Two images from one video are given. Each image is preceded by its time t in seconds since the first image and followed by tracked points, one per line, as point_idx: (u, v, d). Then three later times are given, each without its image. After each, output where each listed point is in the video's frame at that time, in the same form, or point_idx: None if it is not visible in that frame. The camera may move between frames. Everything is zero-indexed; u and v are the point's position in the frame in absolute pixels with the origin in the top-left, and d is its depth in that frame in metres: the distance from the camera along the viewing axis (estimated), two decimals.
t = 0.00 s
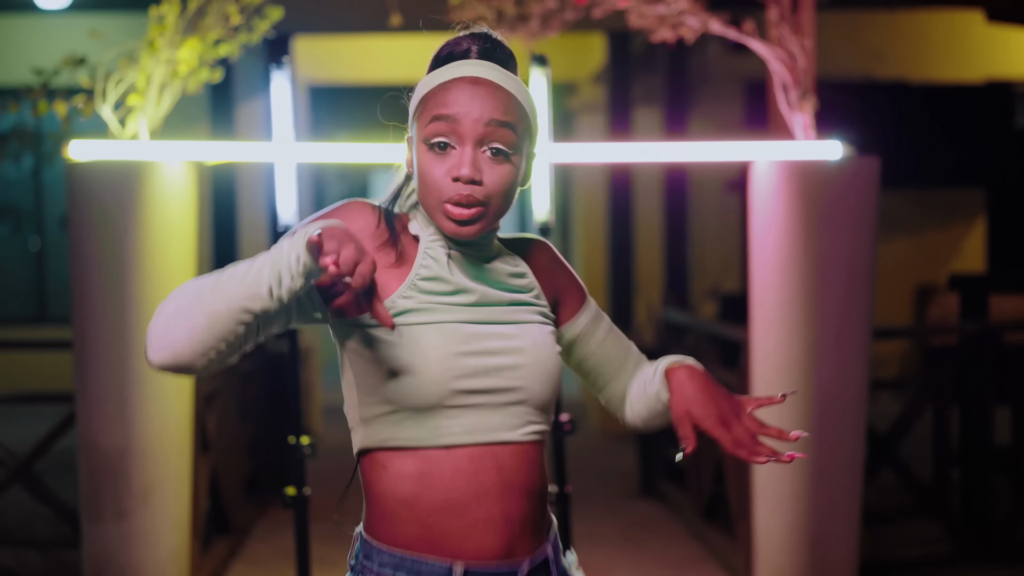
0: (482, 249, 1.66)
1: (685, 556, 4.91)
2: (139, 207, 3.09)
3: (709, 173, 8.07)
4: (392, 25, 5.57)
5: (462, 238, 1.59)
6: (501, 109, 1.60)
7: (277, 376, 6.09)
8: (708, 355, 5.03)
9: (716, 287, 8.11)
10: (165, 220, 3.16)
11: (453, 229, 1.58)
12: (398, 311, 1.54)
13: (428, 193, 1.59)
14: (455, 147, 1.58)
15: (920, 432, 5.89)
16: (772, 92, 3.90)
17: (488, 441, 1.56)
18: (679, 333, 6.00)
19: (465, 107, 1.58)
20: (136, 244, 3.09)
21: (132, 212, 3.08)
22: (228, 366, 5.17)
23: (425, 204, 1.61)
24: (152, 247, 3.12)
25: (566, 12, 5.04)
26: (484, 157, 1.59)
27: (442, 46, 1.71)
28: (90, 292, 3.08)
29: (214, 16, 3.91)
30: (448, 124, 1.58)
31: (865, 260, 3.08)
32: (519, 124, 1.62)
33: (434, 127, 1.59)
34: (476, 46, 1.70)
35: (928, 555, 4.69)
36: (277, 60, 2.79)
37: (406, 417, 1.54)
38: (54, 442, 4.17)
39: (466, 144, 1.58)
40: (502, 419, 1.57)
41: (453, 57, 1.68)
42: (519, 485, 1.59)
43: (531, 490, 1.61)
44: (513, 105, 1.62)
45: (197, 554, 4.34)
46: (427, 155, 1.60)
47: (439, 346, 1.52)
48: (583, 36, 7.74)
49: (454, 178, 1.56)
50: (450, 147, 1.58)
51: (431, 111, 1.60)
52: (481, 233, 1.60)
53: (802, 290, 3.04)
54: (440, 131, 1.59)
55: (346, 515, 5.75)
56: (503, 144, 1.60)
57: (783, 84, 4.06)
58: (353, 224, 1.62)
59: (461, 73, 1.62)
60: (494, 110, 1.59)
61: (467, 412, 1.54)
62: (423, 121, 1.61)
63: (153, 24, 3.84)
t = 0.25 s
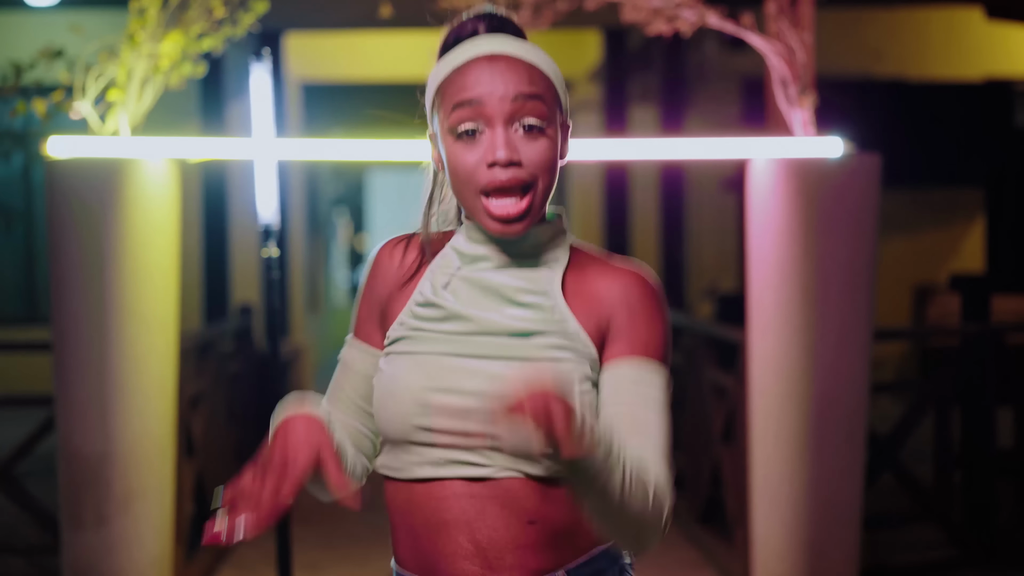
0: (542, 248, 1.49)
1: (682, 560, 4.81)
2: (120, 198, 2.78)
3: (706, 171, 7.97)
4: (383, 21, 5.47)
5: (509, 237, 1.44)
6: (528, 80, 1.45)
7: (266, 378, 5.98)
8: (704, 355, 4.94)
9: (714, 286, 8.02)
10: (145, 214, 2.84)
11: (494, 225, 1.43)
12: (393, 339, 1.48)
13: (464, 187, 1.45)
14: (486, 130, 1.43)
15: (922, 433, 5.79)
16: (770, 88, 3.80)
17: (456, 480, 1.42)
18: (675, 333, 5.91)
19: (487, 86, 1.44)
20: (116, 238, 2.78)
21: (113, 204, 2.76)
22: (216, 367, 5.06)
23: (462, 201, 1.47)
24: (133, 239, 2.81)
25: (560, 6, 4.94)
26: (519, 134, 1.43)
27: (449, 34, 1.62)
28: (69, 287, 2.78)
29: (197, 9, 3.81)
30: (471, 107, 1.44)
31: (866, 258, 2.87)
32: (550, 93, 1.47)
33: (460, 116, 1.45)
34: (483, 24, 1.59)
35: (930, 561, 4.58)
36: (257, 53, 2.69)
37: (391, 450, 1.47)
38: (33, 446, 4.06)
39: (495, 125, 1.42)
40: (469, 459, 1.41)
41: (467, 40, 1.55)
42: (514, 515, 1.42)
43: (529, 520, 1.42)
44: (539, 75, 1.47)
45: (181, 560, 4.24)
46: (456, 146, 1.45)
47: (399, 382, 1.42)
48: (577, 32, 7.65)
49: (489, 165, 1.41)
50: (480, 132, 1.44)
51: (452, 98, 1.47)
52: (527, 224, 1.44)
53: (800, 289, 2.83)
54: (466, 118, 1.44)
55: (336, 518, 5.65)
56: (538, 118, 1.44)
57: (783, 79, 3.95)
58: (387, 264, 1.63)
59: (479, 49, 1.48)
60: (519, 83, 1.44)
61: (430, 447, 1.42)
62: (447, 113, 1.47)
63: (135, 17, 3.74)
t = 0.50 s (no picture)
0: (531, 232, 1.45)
1: (680, 566, 4.71)
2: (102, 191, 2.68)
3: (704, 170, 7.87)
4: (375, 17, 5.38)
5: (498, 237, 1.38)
6: (522, 61, 1.38)
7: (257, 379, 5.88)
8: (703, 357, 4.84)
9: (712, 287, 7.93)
10: (132, 210, 2.74)
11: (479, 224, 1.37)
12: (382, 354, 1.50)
13: (449, 178, 1.39)
14: (474, 115, 1.37)
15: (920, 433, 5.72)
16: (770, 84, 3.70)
17: (438, 486, 1.36)
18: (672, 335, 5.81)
19: (478, 67, 1.37)
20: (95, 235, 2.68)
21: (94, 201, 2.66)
22: (204, 368, 4.96)
23: (449, 193, 1.41)
24: (116, 235, 2.71)
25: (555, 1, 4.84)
26: (510, 120, 1.36)
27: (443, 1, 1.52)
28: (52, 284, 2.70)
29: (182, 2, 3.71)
30: (457, 91, 1.38)
31: (867, 262, 2.80)
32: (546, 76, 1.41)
33: (446, 98, 1.39)
34: None
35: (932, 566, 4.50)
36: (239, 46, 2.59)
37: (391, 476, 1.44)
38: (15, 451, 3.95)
39: (484, 110, 1.36)
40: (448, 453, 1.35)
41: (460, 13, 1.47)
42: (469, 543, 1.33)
43: (481, 547, 1.32)
44: (534, 54, 1.40)
45: (168, 567, 4.15)
46: (442, 135, 1.39)
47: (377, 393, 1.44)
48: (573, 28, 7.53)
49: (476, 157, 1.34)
50: (468, 116, 1.38)
51: (441, 80, 1.40)
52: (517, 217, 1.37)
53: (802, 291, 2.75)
54: (454, 101, 1.38)
55: (328, 522, 5.55)
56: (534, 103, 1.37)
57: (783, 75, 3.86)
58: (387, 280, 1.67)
59: (467, 28, 1.41)
60: (513, 64, 1.37)
61: (410, 447, 1.39)
62: (434, 93, 1.41)
63: (118, 11, 3.64)
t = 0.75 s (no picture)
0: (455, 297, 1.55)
1: None
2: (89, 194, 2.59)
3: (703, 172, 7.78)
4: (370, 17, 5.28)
5: (415, 300, 1.48)
6: (451, 121, 1.48)
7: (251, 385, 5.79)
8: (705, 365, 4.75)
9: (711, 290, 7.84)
10: (119, 215, 2.67)
11: (399, 286, 1.47)
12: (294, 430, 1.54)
13: (367, 236, 1.49)
14: (400, 176, 1.47)
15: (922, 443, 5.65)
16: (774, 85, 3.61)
17: None
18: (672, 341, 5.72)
19: (408, 123, 1.47)
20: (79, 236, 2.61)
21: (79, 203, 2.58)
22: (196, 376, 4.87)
23: (367, 252, 1.51)
24: (102, 240, 2.63)
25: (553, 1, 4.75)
26: (436, 183, 1.47)
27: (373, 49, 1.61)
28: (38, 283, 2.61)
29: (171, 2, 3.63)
30: (383, 151, 1.48)
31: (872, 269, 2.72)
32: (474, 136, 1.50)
33: (368, 156, 1.49)
34: (412, 44, 1.59)
35: None
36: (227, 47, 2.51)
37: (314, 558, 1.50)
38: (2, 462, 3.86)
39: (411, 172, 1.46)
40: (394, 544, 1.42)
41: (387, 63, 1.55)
42: None
43: None
44: (462, 108, 1.50)
45: None
46: (364, 193, 1.49)
47: (300, 468, 1.48)
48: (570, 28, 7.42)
49: (398, 219, 1.44)
50: (392, 177, 1.48)
51: (364, 136, 1.50)
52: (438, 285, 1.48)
53: (810, 301, 2.66)
54: (377, 161, 1.48)
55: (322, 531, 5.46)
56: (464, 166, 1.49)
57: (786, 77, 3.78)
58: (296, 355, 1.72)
59: (389, 82, 1.51)
60: (445, 123, 1.48)
61: (350, 533, 1.44)
62: (356, 146, 1.51)
63: (104, 11, 3.55)
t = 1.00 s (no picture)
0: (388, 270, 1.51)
1: None
2: (79, 198, 2.50)
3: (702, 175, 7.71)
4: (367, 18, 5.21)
5: (347, 246, 1.40)
6: (390, 63, 1.40)
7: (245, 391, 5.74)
8: (708, 372, 4.68)
9: (711, 294, 7.77)
10: (111, 220, 2.56)
11: (332, 233, 1.38)
12: (226, 411, 1.41)
13: (294, 181, 1.40)
14: (333, 119, 1.39)
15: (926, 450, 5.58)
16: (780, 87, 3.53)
17: None
18: (670, 345, 5.65)
19: (343, 65, 1.38)
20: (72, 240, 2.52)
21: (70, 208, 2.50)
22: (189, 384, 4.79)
23: (293, 200, 1.41)
24: (95, 252, 2.55)
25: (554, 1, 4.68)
26: (372, 129, 1.39)
27: None
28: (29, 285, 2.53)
29: (163, 1, 3.56)
30: (317, 94, 1.39)
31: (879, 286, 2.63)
32: (415, 84, 1.43)
33: (297, 98, 1.40)
34: None
35: None
36: (222, 47, 2.44)
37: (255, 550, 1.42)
38: None
39: (346, 115, 1.38)
40: (377, 543, 1.39)
41: None
42: None
43: None
44: (403, 48, 1.42)
45: None
46: (291, 136, 1.40)
47: (264, 459, 1.37)
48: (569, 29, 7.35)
49: (331, 166, 1.36)
50: (325, 120, 1.39)
51: (290, 77, 1.41)
52: (378, 230, 1.40)
53: (819, 299, 2.60)
54: (308, 103, 1.39)
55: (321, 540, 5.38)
56: (405, 114, 1.41)
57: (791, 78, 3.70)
58: (184, 309, 1.50)
59: (320, 18, 1.42)
60: (383, 67, 1.39)
61: (314, 529, 1.38)
62: (285, 87, 1.41)
63: (95, 10, 3.48)
